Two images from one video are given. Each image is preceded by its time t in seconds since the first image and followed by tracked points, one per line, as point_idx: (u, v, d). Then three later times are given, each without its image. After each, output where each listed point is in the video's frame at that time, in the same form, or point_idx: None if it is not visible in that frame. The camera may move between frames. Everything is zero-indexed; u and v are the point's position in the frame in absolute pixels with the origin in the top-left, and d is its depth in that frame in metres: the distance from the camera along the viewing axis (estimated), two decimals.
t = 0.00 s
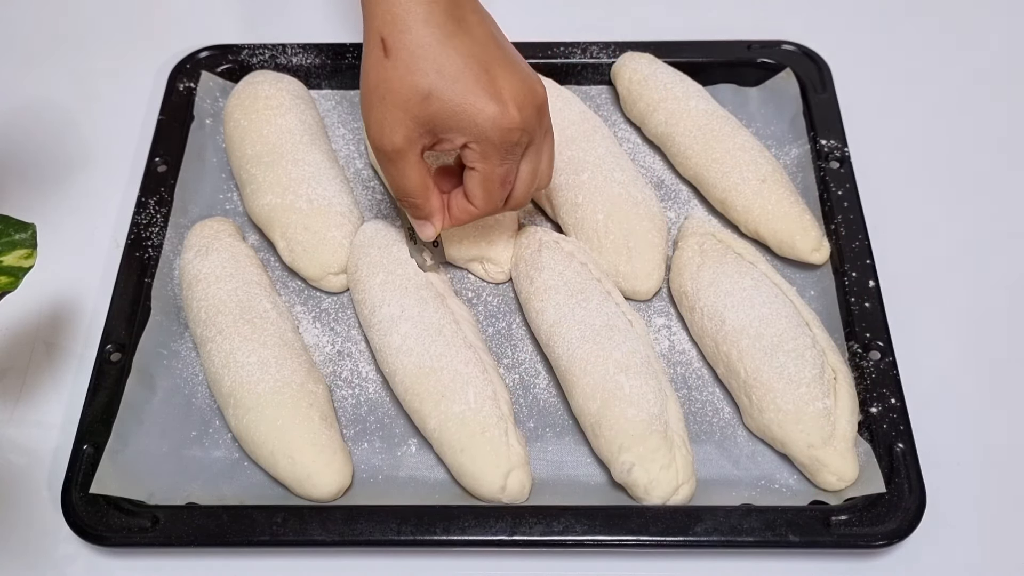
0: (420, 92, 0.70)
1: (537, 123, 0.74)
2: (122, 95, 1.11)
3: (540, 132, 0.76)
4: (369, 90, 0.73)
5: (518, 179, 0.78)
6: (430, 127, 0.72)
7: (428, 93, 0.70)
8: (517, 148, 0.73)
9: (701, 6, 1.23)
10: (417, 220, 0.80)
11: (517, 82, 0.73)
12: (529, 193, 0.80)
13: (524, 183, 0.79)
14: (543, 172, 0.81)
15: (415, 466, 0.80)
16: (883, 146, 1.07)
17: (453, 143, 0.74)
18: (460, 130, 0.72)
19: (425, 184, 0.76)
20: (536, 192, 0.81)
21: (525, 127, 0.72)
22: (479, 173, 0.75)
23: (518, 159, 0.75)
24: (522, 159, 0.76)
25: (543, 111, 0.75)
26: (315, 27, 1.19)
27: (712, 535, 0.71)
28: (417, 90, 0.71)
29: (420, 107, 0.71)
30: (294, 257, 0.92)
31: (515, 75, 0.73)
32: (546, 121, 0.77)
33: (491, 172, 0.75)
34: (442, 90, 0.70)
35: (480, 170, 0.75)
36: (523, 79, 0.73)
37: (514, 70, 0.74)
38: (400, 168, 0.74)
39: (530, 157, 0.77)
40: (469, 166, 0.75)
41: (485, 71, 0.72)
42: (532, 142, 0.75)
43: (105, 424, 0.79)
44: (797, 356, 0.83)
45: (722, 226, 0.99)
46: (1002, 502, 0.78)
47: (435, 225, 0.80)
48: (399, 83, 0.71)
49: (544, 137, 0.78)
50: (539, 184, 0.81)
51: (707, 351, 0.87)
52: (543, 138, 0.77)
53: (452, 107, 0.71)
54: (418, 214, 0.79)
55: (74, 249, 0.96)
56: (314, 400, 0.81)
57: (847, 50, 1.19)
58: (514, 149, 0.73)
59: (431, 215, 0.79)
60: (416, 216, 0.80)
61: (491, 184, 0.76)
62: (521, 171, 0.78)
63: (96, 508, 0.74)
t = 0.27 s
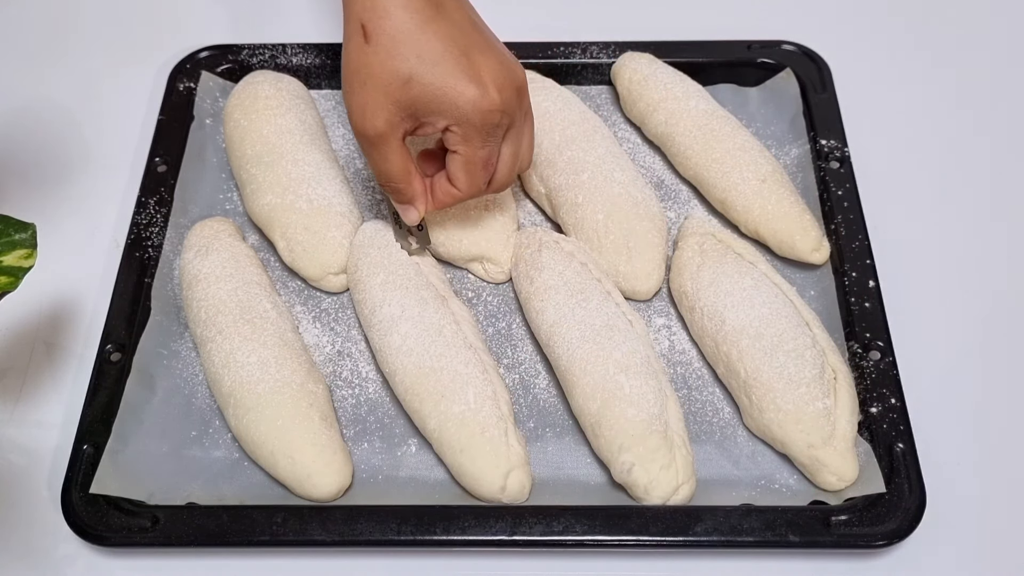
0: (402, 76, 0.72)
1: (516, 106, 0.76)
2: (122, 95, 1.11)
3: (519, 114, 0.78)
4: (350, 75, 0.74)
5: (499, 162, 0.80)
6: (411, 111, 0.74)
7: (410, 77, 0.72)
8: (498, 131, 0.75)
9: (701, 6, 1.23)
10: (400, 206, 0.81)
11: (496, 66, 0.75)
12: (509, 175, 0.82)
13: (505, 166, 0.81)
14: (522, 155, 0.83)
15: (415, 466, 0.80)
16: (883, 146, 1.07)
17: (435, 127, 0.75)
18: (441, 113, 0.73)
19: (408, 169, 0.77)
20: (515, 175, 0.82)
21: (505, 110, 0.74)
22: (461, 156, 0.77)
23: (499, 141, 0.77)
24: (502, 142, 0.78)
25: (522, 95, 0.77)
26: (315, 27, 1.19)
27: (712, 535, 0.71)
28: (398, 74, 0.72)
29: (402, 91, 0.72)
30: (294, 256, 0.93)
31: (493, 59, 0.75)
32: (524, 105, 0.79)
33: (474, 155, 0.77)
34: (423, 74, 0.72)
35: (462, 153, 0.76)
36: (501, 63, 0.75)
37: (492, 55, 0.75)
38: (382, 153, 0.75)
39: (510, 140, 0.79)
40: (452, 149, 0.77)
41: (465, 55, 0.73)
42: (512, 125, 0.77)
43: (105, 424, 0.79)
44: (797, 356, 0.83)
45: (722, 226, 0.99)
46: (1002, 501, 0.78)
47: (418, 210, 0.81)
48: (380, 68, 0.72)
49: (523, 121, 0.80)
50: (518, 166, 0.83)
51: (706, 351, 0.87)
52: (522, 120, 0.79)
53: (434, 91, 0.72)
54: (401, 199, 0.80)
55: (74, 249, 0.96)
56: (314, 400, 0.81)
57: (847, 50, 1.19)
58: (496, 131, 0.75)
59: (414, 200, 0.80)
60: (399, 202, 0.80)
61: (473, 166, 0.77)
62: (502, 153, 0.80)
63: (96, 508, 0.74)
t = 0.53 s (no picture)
0: (382, 64, 0.73)
1: (496, 93, 0.78)
2: (122, 95, 1.11)
3: (499, 102, 0.80)
4: (330, 65, 0.75)
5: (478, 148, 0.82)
6: (392, 99, 0.75)
7: (390, 65, 0.73)
8: (478, 117, 0.77)
9: (702, 6, 1.23)
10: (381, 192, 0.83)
11: (476, 55, 0.76)
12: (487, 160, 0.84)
13: (484, 152, 0.83)
14: (501, 143, 0.85)
15: (415, 466, 0.80)
16: (883, 146, 1.07)
17: (415, 114, 0.77)
18: (421, 100, 0.75)
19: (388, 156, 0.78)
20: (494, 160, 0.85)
21: (484, 97, 0.76)
22: (441, 143, 0.79)
23: (478, 128, 0.79)
24: (481, 129, 0.80)
25: (500, 83, 0.79)
26: (316, 27, 1.19)
27: (712, 535, 0.71)
28: (379, 62, 0.73)
29: (383, 79, 0.74)
30: (294, 257, 0.93)
31: (472, 47, 0.77)
32: (503, 93, 0.80)
33: (454, 141, 0.79)
34: (403, 62, 0.73)
35: (443, 139, 0.78)
36: (481, 52, 0.77)
37: (471, 43, 0.77)
38: (362, 141, 0.76)
39: (489, 127, 0.81)
40: (432, 136, 0.78)
41: (445, 44, 0.75)
42: (491, 112, 0.79)
43: (105, 423, 0.79)
44: (797, 356, 0.83)
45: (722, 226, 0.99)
46: (1002, 501, 0.78)
47: (399, 197, 0.83)
48: (361, 56, 0.73)
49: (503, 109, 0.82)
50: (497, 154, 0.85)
51: (706, 351, 0.87)
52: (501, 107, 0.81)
53: (414, 78, 0.74)
54: (381, 186, 0.82)
55: (74, 249, 0.96)
56: (314, 400, 0.81)
57: (848, 50, 1.19)
58: (476, 118, 0.77)
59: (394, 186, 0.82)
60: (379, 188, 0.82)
61: (453, 152, 0.79)
62: (481, 140, 0.82)
63: (96, 508, 0.74)
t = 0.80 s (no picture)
0: (378, 42, 0.72)
1: (490, 74, 0.77)
2: (122, 95, 1.11)
3: (491, 85, 0.79)
4: (325, 44, 0.75)
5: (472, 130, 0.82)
6: (386, 77, 0.74)
7: (386, 43, 0.72)
8: (472, 97, 0.76)
9: (701, 7, 1.23)
10: (373, 174, 0.82)
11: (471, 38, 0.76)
12: (482, 142, 0.84)
13: (479, 133, 0.83)
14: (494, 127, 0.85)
15: (415, 466, 0.80)
16: (883, 146, 1.07)
17: (409, 93, 0.76)
18: (417, 79, 0.74)
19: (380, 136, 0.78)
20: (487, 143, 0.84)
21: (479, 77, 0.75)
22: (435, 124, 0.78)
23: (472, 109, 0.78)
24: (475, 111, 0.79)
25: (495, 67, 0.78)
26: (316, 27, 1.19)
27: (712, 535, 0.71)
28: (376, 39, 0.72)
29: (379, 57, 0.73)
30: (294, 256, 0.93)
31: (469, 31, 0.76)
32: (496, 79, 0.80)
33: (447, 122, 0.78)
34: (399, 40, 0.72)
35: (436, 120, 0.78)
36: (477, 35, 0.77)
37: (467, 26, 0.76)
38: (356, 120, 0.76)
39: (481, 110, 0.80)
40: (426, 116, 0.78)
41: (440, 26, 0.74)
42: (485, 94, 0.78)
43: (105, 423, 0.79)
44: (797, 356, 0.83)
45: (722, 226, 0.99)
46: (1003, 502, 0.78)
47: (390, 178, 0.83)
48: (357, 33, 0.72)
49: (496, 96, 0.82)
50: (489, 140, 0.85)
51: (707, 350, 0.87)
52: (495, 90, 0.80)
53: (410, 56, 0.73)
54: (373, 168, 0.81)
55: (74, 249, 0.96)
56: (314, 400, 0.81)
57: (848, 50, 1.19)
58: (469, 99, 0.76)
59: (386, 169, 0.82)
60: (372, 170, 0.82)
61: (447, 133, 0.79)
62: (475, 124, 0.82)
63: (95, 507, 0.74)
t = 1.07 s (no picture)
0: (314, 84, 0.60)
1: (443, 131, 0.62)
2: (122, 95, 1.11)
3: (447, 147, 0.63)
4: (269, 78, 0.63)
5: (425, 196, 0.64)
6: (325, 119, 0.61)
7: (322, 84, 0.60)
8: (419, 159, 0.61)
9: (701, 7, 1.23)
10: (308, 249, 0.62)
11: (427, 66, 0.62)
12: (434, 227, 0.65)
13: (432, 196, 0.64)
14: (455, 199, 0.66)
15: (415, 466, 0.80)
16: (884, 146, 1.07)
17: (351, 146, 0.61)
18: (354, 123, 0.60)
19: (329, 202, 0.61)
20: (444, 230, 0.66)
21: (432, 144, 0.61)
22: (373, 179, 0.61)
23: (419, 170, 0.62)
24: (423, 175, 0.63)
25: (461, 120, 0.63)
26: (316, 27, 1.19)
27: (712, 535, 0.71)
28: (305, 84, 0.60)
29: (316, 99, 0.60)
30: (294, 256, 0.92)
31: (421, 69, 0.62)
32: (464, 133, 0.64)
33: (389, 191, 0.61)
34: (336, 80, 0.60)
35: (378, 173, 0.61)
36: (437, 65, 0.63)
37: (424, 68, 0.62)
38: (302, 174, 0.61)
39: (434, 172, 0.63)
40: (364, 170, 0.61)
41: (388, 65, 0.60)
42: (435, 153, 0.62)
43: (105, 423, 0.79)
44: (797, 356, 0.83)
45: (722, 226, 0.99)
46: (1003, 502, 0.78)
47: (328, 259, 0.62)
48: (291, 72, 0.61)
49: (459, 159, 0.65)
50: (451, 220, 0.66)
51: (707, 350, 0.87)
52: (456, 141, 0.63)
53: (346, 102, 0.60)
54: (308, 240, 0.62)
55: (74, 249, 0.96)
56: (314, 400, 0.81)
57: (848, 50, 1.19)
58: (414, 156, 0.61)
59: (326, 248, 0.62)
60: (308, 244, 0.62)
61: (392, 199, 0.61)
62: (424, 188, 0.64)
63: (95, 507, 0.74)
